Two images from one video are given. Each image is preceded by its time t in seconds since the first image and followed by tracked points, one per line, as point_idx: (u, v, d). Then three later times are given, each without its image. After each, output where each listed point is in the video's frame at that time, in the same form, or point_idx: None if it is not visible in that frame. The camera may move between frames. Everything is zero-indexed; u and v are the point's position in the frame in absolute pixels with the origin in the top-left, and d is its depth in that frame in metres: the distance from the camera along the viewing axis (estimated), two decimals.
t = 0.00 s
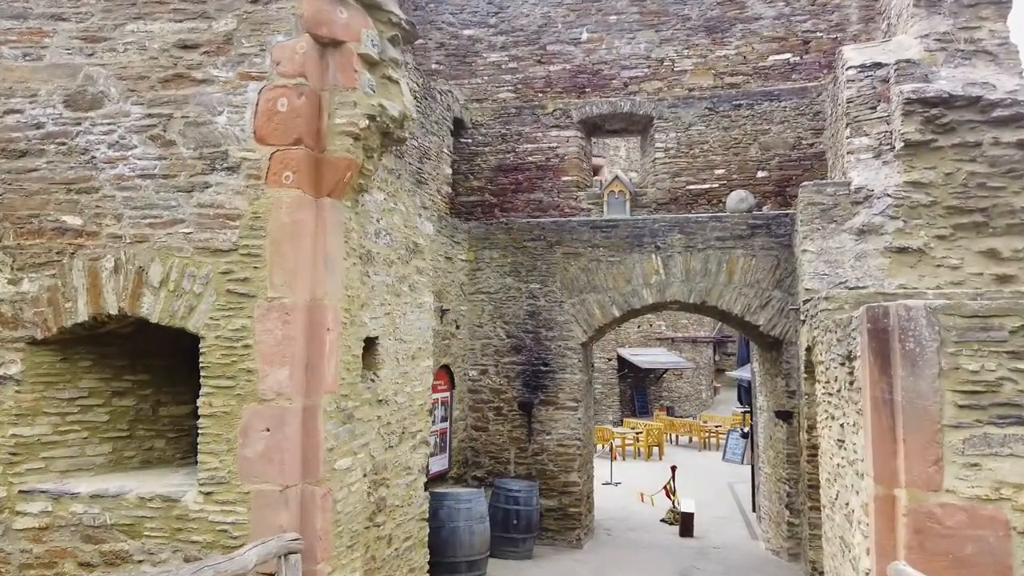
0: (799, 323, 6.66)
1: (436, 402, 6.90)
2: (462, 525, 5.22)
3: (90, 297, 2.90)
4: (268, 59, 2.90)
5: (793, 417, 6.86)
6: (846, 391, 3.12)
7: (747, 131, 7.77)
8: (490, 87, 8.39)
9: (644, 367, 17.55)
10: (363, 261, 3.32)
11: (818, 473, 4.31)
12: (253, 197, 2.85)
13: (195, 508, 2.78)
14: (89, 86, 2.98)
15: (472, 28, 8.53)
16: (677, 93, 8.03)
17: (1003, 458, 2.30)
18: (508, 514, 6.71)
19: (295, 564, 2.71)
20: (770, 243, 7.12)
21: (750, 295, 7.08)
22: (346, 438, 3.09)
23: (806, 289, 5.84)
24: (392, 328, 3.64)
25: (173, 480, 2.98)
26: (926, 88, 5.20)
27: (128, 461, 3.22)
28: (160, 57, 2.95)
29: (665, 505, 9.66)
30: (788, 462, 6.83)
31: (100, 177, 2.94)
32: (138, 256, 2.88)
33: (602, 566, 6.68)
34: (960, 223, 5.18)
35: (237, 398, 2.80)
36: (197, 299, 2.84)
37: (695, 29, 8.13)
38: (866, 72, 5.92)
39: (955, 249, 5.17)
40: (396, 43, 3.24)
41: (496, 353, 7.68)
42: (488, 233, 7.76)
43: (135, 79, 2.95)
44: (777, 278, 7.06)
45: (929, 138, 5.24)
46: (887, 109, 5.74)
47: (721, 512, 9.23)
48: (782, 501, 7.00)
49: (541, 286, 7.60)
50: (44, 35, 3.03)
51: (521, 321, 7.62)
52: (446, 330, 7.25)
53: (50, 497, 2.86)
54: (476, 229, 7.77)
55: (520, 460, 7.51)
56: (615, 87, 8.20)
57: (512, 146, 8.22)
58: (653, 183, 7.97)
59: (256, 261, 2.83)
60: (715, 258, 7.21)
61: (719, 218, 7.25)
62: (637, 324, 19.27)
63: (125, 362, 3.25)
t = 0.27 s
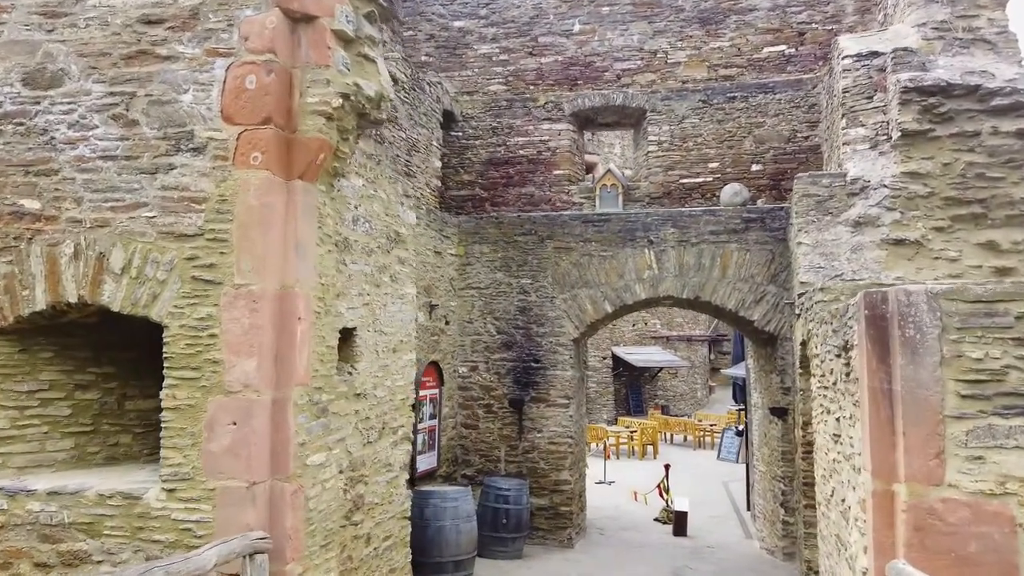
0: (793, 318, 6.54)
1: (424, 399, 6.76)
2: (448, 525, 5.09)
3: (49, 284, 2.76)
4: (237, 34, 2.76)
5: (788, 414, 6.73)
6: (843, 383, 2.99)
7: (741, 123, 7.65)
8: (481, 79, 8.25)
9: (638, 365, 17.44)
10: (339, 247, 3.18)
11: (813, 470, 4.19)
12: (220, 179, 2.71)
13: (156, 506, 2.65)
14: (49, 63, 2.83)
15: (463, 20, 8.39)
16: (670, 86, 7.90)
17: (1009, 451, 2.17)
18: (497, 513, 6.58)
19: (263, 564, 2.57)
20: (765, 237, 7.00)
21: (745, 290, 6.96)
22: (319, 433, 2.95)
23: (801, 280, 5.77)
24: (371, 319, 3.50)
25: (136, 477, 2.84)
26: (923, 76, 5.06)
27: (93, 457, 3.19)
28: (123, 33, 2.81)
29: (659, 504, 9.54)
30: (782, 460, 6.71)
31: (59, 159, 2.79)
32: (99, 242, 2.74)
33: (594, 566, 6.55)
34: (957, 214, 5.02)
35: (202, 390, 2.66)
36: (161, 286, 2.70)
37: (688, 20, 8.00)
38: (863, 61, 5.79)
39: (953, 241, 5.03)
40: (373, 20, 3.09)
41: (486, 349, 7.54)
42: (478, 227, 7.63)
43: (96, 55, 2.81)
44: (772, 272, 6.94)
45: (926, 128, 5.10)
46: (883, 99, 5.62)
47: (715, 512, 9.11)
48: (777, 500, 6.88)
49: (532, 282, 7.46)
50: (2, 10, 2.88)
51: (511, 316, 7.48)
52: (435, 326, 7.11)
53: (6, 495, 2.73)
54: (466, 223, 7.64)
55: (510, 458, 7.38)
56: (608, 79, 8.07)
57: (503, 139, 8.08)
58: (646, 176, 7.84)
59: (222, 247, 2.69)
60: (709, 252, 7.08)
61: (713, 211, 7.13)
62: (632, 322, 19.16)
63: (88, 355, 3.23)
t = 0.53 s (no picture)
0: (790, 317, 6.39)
1: (412, 399, 6.59)
2: (434, 529, 4.93)
3: None
4: (198, 10, 2.59)
5: (784, 414, 6.58)
6: (843, 382, 2.84)
7: (736, 118, 7.50)
8: (471, 73, 8.08)
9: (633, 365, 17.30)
10: (312, 239, 3.01)
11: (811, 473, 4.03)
12: (180, 164, 2.54)
13: (111, 514, 2.48)
14: None
15: (453, 12, 8.22)
16: (664, 79, 7.75)
17: (1021, 455, 2.02)
18: (487, 516, 6.41)
19: None
20: (760, 233, 6.86)
21: (740, 288, 6.81)
22: (289, 435, 2.79)
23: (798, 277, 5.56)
24: (347, 315, 3.33)
25: (93, 482, 2.67)
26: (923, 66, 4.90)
27: (48, 461, 3.32)
28: (78, 9, 2.64)
29: (653, 506, 9.38)
30: (778, 462, 6.56)
31: (10, 143, 2.62)
32: (51, 231, 2.57)
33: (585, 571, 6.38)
34: (958, 208, 4.88)
35: (161, 390, 2.49)
36: (117, 279, 2.53)
37: (682, 13, 7.85)
38: (860, 52, 5.64)
39: (953, 237, 4.89)
40: None
41: (476, 348, 7.38)
42: (467, 224, 7.46)
43: (50, 33, 2.64)
44: (767, 270, 6.80)
45: (926, 119, 4.93)
46: (882, 91, 5.47)
47: (710, 513, 8.96)
48: (773, 502, 6.73)
49: (523, 279, 7.30)
50: None
51: (502, 315, 7.32)
52: (423, 325, 6.94)
53: None
54: (455, 219, 7.48)
55: (501, 460, 7.21)
56: (600, 73, 7.92)
57: (493, 133, 7.92)
58: (639, 172, 7.68)
59: (182, 237, 2.52)
60: (703, 249, 6.93)
61: (707, 207, 6.98)
62: (626, 322, 19.02)
63: (44, 355, 3.37)
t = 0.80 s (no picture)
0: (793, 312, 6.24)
1: (406, 396, 6.43)
2: (427, 529, 4.77)
3: None
4: None
5: (786, 411, 6.42)
6: (856, 374, 2.69)
7: (738, 110, 7.34)
8: (467, 64, 7.92)
9: (632, 364, 17.16)
10: (294, 222, 2.85)
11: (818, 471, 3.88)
12: (149, 139, 2.38)
13: (75, 512, 2.33)
14: None
15: (449, 2, 8.06)
16: (664, 71, 7.60)
17: None
18: (482, 516, 6.26)
19: None
20: (762, 226, 6.70)
21: (742, 282, 6.66)
22: (268, 430, 2.63)
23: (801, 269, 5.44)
24: (333, 304, 3.18)
25: (59, 478, 2.53)
26: (931, 51, 4.61)
27: (15, 456, 3.21)
28: None
29: (652, 505, 9.23)
30: (781, 460, 6.40)
31: None
32: (13, 210, 2.40)
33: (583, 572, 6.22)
34: (968, 199, 4.64)
35: (129, 380, 2.34)
36: (83, 261, 2.37)
37: (683, 3, 7.70)
38: (867, 39, 5.49)
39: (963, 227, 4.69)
40: None
41: (472, 345, 7.22)
42: (463, 217, 7.30)
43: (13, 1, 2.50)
44: (770, 264, 6.64)
45: (935, 107, 4.65)
46: (888, 78, 5.31)
47: (710, 513, 8.80)
48: (775, 502, 6.58)
49: (520, 274, 7.15)
50: None
51: (498, 310, 7.16)
52: (418, 320, 6.78)
53: None
54: (451, 212, 7.32)
55: (497, 459, 7.05)
56: (599, 64, 7.76)
57: (490, 126, 7.76)
58: (638, 165, 7.52)
59: (152, 216, 2.36)
60: (704, 243, 6.78)
61: (708, 200, 6.82)
62: (625, 320, 18.87)
63: (11, 342, 3.26)
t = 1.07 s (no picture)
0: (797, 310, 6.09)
1: (400, 395, 6.28)
2: (420, 533, 4.61)
3: None
4: None
5: (790, 411, 6.27)
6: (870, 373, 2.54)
7: (740, 103, 7.19)
8: (464, 56, 7.75)
9: (631, 364, 17.01)
10: (275, 211, 2.71)
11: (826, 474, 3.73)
12: (117, 120, 2.35)
13: (37, 519, 2.25)
14: None
15: None
16: (665, 63, 7.44)
17: None
18: (478, 519, 6.09)
19: None
20: (765, 222, 6.56)
21: (744, 279, 6.51)
22: (244, 431, 2.48)
23: (806, 266, 5.17)
24: (319, 299, 3.03)
25: (24, 481, 2.45)
26: (941, 41, 4.59)
27: None
28: None
29: (652, 507, 9.08)
30: (784, 461, 6.25)
31: None
32: None
33: None
34: (978, 192, 4.56)
35: (95, 377, 2.25)
36: (48, 251, 2.31)
37: None
38: (873, 28, 5.32)
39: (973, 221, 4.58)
40: None
41: (468, 343, 7.07)
42: (460, 213, 7.15)
43: None
44: (773, 260, 6.50)
45: (943, 98, 4.64)
46: (896, 68, 5.10)
47: (712, 515, 8.65)
48: (778, 504, 6.43)
49: (517, 271, 7.00)
50: None
51: (495, 308, 7.01)
52: (413, 317, 6.63)
53: None
54: (447, 207, 7.17)
55: (494, 460, 6.89)
56: (598, 57, 7.61)
57: (487, 120, 7.61)
58: (638, 159, 7.37)
59: (120, 202, 2.31)
60: (706, 239, 6.63)
61: (710, 195, 6.67)
62: (625, 320, 18.71)
63: None
